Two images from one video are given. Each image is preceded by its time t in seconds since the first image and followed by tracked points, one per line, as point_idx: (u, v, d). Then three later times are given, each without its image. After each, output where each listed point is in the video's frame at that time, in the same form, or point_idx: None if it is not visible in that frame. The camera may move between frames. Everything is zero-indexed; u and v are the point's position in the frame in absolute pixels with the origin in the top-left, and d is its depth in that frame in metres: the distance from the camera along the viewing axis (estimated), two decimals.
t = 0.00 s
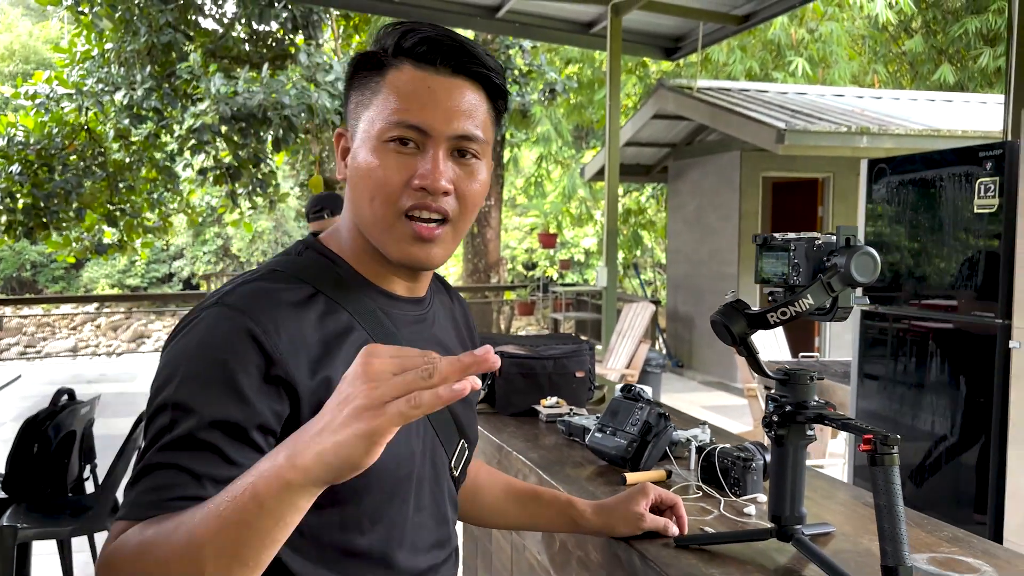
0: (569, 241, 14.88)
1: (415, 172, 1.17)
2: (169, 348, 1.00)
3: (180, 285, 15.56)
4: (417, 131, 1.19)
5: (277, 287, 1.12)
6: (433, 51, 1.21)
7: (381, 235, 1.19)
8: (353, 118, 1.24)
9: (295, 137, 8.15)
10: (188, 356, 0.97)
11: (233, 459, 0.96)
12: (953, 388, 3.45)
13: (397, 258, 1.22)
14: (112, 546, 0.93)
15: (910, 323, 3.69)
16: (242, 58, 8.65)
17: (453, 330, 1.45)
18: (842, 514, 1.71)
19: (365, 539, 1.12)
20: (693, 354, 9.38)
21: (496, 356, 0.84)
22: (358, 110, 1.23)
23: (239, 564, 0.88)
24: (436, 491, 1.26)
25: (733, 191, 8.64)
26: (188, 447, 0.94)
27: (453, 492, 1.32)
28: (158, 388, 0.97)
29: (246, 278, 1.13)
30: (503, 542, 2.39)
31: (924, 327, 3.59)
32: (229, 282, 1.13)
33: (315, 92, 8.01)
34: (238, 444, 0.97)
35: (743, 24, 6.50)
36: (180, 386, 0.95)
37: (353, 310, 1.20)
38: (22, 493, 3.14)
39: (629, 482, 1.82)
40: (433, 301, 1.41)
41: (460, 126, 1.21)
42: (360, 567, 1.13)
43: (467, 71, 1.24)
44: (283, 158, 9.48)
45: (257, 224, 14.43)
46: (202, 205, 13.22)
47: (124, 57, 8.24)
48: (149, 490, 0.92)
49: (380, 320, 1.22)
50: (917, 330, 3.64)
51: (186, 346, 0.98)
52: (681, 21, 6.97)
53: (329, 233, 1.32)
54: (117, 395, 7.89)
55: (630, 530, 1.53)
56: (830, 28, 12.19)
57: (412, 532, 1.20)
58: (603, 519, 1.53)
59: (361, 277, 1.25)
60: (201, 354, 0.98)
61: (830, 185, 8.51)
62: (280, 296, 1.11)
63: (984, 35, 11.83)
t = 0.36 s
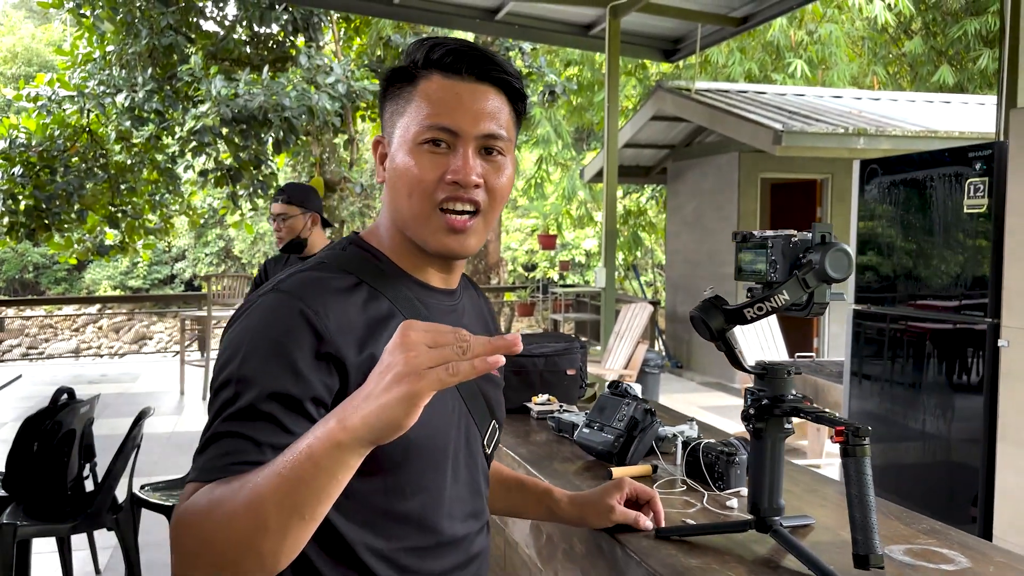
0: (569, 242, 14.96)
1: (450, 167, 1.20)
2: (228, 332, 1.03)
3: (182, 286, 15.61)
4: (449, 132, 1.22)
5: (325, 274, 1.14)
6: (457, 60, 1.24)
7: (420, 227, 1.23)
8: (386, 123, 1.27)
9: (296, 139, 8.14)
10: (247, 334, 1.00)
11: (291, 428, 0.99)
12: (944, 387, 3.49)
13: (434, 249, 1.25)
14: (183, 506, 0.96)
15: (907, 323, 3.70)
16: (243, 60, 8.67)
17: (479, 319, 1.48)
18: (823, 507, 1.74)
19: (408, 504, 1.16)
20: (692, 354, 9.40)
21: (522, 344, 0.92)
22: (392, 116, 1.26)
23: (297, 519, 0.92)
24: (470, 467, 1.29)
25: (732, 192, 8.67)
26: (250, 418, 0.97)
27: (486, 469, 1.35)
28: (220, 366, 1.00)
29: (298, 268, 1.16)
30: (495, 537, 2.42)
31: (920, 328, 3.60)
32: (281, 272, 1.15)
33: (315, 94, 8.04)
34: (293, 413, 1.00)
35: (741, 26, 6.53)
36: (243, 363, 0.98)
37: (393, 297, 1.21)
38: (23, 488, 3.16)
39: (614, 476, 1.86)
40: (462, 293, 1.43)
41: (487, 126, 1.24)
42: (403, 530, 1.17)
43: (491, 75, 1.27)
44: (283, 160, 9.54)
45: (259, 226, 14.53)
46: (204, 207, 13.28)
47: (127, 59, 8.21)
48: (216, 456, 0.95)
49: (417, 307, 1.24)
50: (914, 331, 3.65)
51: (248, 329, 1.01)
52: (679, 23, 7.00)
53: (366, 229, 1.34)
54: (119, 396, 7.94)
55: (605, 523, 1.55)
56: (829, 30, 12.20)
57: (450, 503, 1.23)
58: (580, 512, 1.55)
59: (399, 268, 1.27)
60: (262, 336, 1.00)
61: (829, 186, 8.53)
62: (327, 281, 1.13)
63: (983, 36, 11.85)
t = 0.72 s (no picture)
0: (577, 244, 14.97)
1: (468, 174, 1.20)
2: (261, 329, 1.08)
3: (192, 286, 15.71)
4: (466, 141, 1.22)
5: (350, 273, 1.17)
6: (475, 74, 1.24)
7: (438, 232, 1.23)
8: (407, 133, 1.28)
9: (304, 140, 8.13)
10: (277, 330, 1.05)
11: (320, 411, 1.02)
12: (942, 389, 3.47)
13: (453, 253, 1.25)
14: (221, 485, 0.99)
15: (912, 324, 3.64)
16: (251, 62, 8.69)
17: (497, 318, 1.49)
18: (806, 505, 1.74)
19: (425, 488, 1.18)
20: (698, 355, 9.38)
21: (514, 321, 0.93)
22: (412, 126, 1.27)
23: (318, 494, 0.93)
24: (487, 455, 1.30)
25: (737, 192, 8.66)
26: (280, 406, 1.01)
27: (502, 459, 1.36)
28: (253, 361, 1.04)
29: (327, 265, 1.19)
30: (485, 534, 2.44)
31: (926, 329, 3.55)
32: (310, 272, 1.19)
33: (322, 95, 8.03)
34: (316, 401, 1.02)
35: (747, 27, 6.52)
36: (275, 356, 1.02)
37: (414, 294, 1.23)
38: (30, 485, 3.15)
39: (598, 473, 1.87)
40: (479, 293, 1.44)
41: (504, 135, 1.24)
42: (421, 513, 1.19)
43: (507, 88, 1.27)
44: (291, 162, 9.58)
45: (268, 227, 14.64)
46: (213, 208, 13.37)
47: (136, 61, 8.25)
48: (250, 441, 0.99)
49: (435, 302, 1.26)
50: (918, 333, 3.59)
51: (279, 325, 1.05)
52: (685, 24, 6.99)
53: (389, 233, 1.34)
54: (126, 395, 7.99)
55: (582, 513, 1.53)
56: (837, 30, 12.16)
57: (469, 490, 1.25)
58: (558, 501, 1.52)
59: (420, 268, 1.28)
60: (293, 333, 1.04)
61: (834, 187, 8.50)
62: (353, 278, 1.16)
63: (993, 36, 11.78)
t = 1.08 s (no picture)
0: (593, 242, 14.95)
1: (454, 176, 1.19)
2: (241, 331, 1.02)
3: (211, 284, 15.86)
4: (451, 143, 1.20)
5: (339, 272, 1.11)
6: (455, 75, 1.22)
7: (428, 234, 1.22)
8: (392, 136, 1.25)
9: (318, 139, 8.13)
10: (256, 332, 0.99)
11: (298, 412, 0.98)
12: (946, 389, 3.43)
13: (444, 252, 1.24)
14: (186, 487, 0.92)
15: (926, 324, 3.53)
16: (267, 60, 8.75)
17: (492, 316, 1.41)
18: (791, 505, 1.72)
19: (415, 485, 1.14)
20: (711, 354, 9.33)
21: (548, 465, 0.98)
22: (395, 131, 1.25)
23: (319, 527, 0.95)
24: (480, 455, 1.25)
25: (751, 190, 8.60)
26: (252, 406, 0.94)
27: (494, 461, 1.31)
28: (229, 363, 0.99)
29: (316, 265, 1.14)
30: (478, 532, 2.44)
31: (942, 329, 3.44)
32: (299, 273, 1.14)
33: (335, 94, 8.03)
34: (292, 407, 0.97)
35: (760, 24, 6.47)
36: (250, 358, 0.97)
37: (403, 293, 1.17)
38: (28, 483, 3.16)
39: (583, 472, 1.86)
40: (472, 290, 1.37)
41: (488, 134, 1.22)
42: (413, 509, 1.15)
43: (488, 86, 1.24)
44: (306, 161, 9.64)
45: (286, 225, 14.75)
46: (231, 206, 13.49)
47: (153, 60, 8.31)
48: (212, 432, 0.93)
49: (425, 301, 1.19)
50: (934, 333, 3.48)
51: (259, 326, 1.00)
52: (698, 21, 6.94)
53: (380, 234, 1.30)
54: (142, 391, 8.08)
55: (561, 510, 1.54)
56: (854, 26, 12.03)
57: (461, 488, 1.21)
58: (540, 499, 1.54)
59: (410, 267, 1.24)
60: (272, 333, 0.99)
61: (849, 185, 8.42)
62: (341, 278, 1.10)
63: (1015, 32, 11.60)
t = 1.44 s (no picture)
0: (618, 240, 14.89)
1: (406, 164, 1.12)
2: (206, 372, 0.99)
3: (239, 281, 16.05)
4: (392, 131, 1.14)
5: (299, 292, 1.06)
6: (373, 55, 1.16)
7: (392, 231, 1.14)
8: (328, 137, 1.18)
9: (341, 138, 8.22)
10: (220, 376, 0.96)
11: (279, 450, 0.97)
12: (966, 390, 3.36)
13: (409, 246, 1.17)
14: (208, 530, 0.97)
15: (950, 324, 3.43)
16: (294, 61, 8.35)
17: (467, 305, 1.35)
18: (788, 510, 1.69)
19: (393, 499, 1.10)
20: (735, 354, 9.22)
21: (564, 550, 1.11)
22: (330, 131, 1.17)
23: None
24: (466, 456, 1.20)
25: (775, 188, 8.50)
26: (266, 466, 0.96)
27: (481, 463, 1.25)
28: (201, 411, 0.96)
29: (277, 284, 1.09)
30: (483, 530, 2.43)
31: (968, 328, 3.33)
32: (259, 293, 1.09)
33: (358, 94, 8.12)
34: (268, 451, 0.96)
35: (785, 20, 6.37)
36: (220, 409, 0.95)
37: (369, 304, 1.11)
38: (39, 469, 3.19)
39: (577, 473, 1.85)
40: (444, 282, 1.31)
41: (425, 112, 1.16)
42: (396, 523, 1.11)
43: (409, 62, 1.18)
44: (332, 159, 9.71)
45: (313, 223, 14.89)
46: (259, 204, 13.64)
47: (179, 61, 8.22)
48: (208, 490, 0.95)
49: (393, 308, 1.14)
50: (959, 333, 3.38)
51: (221, 369, 0.96)
52: (721, 17, 6.85)
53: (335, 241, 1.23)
54: (169, 387, 8.20)
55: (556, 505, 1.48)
56: (884, 21, 11.82)
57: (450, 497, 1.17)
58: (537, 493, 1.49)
59: (370, 273, 1.16)
60: (237, 373, 0.96)
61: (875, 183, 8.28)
62: (304, 297, 1.05)
63: None
